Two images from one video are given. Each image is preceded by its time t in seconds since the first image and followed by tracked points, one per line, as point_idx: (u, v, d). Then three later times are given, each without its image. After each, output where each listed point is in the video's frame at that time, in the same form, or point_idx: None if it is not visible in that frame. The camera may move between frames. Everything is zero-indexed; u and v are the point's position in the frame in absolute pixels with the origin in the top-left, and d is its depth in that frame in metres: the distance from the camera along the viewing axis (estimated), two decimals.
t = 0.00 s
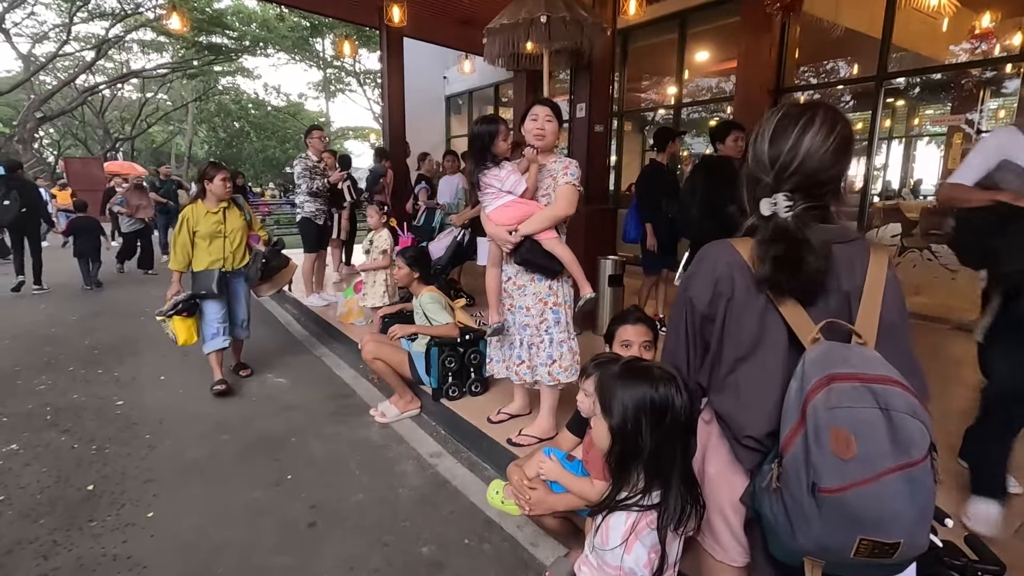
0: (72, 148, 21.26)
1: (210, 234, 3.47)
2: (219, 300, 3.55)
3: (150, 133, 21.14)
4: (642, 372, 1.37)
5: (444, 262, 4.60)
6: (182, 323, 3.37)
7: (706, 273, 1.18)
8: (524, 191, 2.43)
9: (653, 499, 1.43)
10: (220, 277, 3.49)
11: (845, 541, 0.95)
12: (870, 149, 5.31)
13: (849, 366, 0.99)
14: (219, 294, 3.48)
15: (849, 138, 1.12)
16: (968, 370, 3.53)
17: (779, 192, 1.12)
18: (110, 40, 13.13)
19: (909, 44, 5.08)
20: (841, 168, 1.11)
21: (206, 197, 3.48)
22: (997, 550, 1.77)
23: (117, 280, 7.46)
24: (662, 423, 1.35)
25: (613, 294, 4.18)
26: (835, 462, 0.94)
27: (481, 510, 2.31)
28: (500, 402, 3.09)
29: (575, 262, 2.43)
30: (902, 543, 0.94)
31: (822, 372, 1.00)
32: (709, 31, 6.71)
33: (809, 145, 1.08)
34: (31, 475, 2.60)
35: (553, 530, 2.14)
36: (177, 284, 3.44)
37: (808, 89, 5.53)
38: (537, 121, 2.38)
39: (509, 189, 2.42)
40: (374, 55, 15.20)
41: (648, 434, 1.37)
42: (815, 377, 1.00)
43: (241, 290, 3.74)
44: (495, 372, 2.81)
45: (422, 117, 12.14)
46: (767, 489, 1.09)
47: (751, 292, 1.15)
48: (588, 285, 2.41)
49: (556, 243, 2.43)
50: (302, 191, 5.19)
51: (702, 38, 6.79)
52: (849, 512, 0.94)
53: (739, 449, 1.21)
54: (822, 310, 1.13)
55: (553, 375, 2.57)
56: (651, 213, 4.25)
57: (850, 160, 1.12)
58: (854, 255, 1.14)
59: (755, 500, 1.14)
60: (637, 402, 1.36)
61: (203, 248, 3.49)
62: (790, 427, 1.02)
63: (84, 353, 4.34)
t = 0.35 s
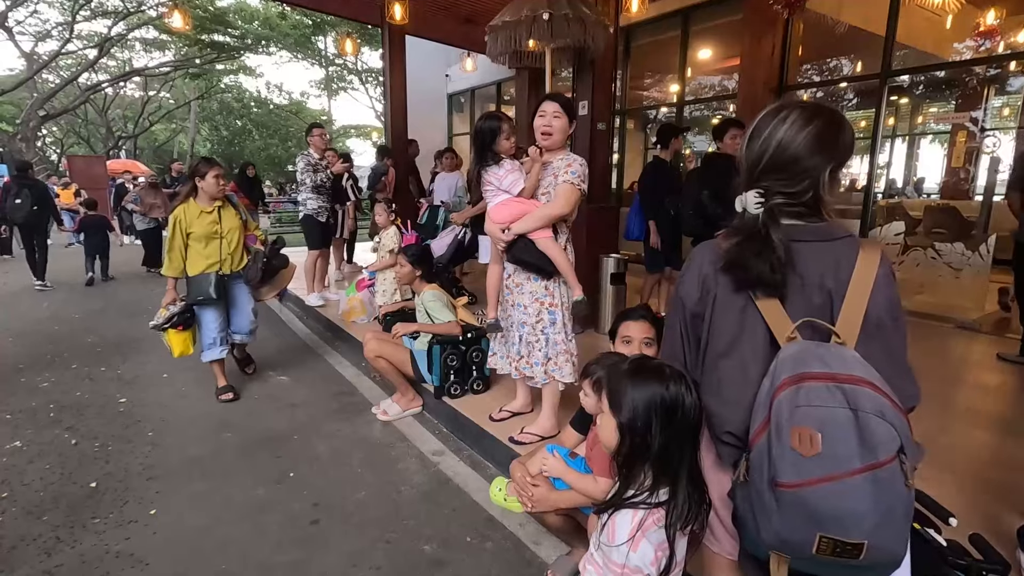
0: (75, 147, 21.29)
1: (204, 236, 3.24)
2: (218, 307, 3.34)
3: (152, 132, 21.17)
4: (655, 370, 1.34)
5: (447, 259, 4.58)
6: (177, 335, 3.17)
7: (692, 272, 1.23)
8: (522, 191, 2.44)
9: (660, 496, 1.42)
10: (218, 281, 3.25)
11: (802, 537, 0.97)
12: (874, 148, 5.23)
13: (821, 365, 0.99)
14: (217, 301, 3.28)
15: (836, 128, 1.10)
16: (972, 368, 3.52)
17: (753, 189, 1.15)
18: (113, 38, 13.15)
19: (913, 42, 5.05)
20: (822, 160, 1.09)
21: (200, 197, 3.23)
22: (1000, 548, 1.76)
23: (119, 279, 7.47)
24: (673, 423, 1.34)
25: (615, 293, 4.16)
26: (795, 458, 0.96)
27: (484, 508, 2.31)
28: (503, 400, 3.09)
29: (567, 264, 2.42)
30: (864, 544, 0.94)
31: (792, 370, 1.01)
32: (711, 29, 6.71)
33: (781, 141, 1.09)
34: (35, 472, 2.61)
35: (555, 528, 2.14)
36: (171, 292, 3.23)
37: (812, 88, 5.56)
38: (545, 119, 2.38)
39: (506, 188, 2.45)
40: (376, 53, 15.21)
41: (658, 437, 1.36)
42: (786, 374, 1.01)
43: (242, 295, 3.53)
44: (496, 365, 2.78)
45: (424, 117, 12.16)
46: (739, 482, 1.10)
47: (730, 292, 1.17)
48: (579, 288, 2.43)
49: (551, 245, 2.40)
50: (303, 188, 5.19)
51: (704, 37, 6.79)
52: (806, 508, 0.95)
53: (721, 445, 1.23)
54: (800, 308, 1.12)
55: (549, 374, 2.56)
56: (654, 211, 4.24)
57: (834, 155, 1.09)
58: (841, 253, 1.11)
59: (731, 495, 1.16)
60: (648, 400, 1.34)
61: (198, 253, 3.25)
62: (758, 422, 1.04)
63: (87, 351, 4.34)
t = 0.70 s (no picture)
0: (75, 144, 21.28)
1: (201, 241, 3.06)
2: (217, 313, 3.24)
3: (152, 130, 21.16)
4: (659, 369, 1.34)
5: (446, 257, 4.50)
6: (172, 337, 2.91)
7: (693, 267, 1.23)
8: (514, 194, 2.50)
9: (663, 496, 1.42)
10: (215, 287, 3.12)
11: (773, 531, 0.97)
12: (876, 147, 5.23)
13: (805, 361, 0.98)
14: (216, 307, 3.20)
15: (825, 124, 1.05)
16: (973, 367, 3.51)
17: (745, 190, 1.16)
18: (113, 36, 13.12)
19: (913, 38, 5.03)
20: (808, 156, 1.05)
21: (200, 198, 3.04)
22: (1002, 548, 1.76)
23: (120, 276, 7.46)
24: (675, 421, 1.34)
25: (616, 292, 4.17)
26: (770, 453, 0.96)
27: (484, 507, 2.31)
28: (503, 399, 3.09)
29: (543, 268, 2.37)
30: (836, 541, 0.94)
31: (775, 366, 1.00)
32: (712, 27, 6.70)
33: (762, 141, 1.09)
34: (35, 470, 2.61)
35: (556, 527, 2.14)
36: (164, 295, 2.99)
37: (812, 86, 5.50)
38: (549, 116, 2.35)
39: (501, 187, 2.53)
40: (376, 51, 15.20)
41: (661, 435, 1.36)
42: (769, 369, 1.00)
43: (238, 303, 3.26)
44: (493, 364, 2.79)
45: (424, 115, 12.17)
46: (721, 475, 1.11)
47: (722, 287, 1.16)
48: (550, 294, 2.41)
49: (533, 246, 2.38)
50: (302, 185, 5.17)
51: (705, 35, 6.78)
52: (778, 502, 0.95)
53: (711, 439, 1.23)
54: (790, 306, 1.10)
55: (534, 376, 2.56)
56: (657, 210, 4.21)
57: (821, 150, 1.05)
58: (835, 252, 1.07)
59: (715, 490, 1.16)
60: (651, 399, 1.34)
61: (195, 258, 3.08)
62: (739, 416, 1.04)
63: (88, 349, 4.34)
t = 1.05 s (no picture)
0: (75, 143, 21.27)
1: (203, 241, 2.99)
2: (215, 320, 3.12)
3: (152, 129, 21.15)
4: (660, 369, 1.35)
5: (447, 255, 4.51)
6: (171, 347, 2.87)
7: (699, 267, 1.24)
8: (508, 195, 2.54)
9: (666, 498, 1.42)
10: (214, 293, 3.04)
11: (758, 525, 0.98)
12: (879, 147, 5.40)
13: (797, 358, 0.97)
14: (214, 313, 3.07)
15: (825, 122, 1.04)
16: (975, 368, 3.50)
17: (749, 189, 1.17)
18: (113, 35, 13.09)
19: (912, 39, 5.02)
20: (809, 153, 1.05)
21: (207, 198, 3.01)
22: (1005, 549, 1.76)
23: (120, 275, 7.46)
24: (677, 422, 1.34)
25: (616, 291, 4.18)
26: (758, 449, 0.96)
27: (485, 506, 2.31)
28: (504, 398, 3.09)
29: (528, 274, 2.40)
30: (820, 539, 0.94)
31: (768, 363, 0.99)
32: (712, 27, 6.70)
33: (765, 139, 1.10)
34: (35, 469, 2.60)
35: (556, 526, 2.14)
36: (165, 298, 2.97)
37: (813, 85, 5.50)
38: (552, 115, 2.34)
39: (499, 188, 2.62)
40: (377, 50, 15.18)
41: (662, 434, 1.36)
42: (761, 366, 0.99)
43: (239, 308, 3.16)
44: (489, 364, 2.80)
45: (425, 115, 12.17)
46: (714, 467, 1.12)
47: (724, 283, 1.17)
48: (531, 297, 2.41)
49: (521, 248, 2.40)
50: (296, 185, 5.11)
51: (706, 34, 6.78)
52: (763, 496, 0.96)
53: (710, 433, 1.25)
54: (789, 303, 1.09)
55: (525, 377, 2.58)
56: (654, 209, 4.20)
57: (822, 145, 1.04)
58: (837, 252, 1.05)
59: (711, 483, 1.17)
60: (652, 401, 1.34)
61: (196, 259, 3.02)
62: (731, 410, 1.04)
63: (89, 348, 4.34)
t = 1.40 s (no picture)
0: (75, 143, 21.26)
1: (203, 245, 2.96)
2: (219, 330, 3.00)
3: (152, 129, 21.15)
4: (653, 369, 1.36)
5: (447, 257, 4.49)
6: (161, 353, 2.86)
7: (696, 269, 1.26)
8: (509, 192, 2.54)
9: (661, 499, 1.42)
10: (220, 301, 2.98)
11: (751, 524, 0.99)
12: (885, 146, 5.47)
13: (792, 360, 0.96)
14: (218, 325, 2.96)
15: (824, 122, 1.04)
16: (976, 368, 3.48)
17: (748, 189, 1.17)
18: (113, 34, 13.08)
19: (913, 37, 5.06)
20: (808, 152, 1.05)
21: (206, 202, 2.99)
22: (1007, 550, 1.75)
23: (119, 275, 7.46)
24: (673, 423, 1.34)
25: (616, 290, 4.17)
26: (752, 450, 0.97)
27: (484, 506, 2.30)
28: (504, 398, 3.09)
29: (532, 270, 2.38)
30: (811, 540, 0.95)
31: (763, 364, 0.98)
32: (712, 26, 6.68)
33: (763, 139, 1.10)
34: (34, 469, 2.60)
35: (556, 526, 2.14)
36: (166, 307, 2.97)
37: (813, 85, 5.53)
38: (554, 115, 2.34)
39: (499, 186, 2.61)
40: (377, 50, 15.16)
41: (655, 435, 1.36)
42: (757, 367, 0.99)
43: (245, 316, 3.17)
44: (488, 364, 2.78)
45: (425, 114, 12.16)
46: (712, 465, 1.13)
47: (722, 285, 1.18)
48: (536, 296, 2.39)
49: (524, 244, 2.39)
50: (294, 184, 5.11)
51: (705, 33, 6.77)
52: (756, 496, 0.97)
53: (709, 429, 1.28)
54: (786, 302, 1.10)
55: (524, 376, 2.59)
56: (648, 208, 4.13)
57: (821, 144, 1.04)
58: (835, 253, 1.05)
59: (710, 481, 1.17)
60: (646, 402, 1.34)
61: (197, 265, 2.98)
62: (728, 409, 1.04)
63: (88, 348, 4.34)
